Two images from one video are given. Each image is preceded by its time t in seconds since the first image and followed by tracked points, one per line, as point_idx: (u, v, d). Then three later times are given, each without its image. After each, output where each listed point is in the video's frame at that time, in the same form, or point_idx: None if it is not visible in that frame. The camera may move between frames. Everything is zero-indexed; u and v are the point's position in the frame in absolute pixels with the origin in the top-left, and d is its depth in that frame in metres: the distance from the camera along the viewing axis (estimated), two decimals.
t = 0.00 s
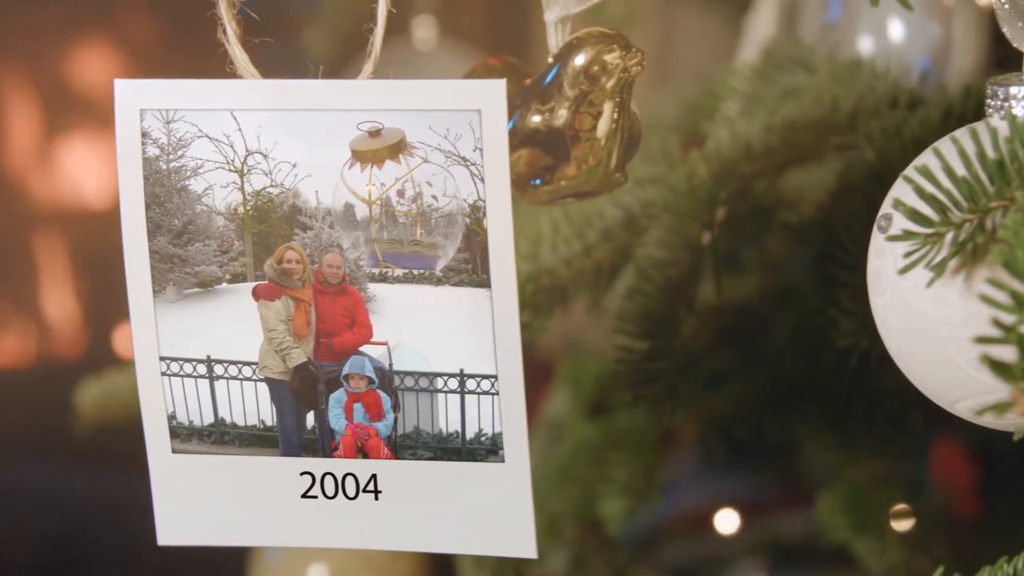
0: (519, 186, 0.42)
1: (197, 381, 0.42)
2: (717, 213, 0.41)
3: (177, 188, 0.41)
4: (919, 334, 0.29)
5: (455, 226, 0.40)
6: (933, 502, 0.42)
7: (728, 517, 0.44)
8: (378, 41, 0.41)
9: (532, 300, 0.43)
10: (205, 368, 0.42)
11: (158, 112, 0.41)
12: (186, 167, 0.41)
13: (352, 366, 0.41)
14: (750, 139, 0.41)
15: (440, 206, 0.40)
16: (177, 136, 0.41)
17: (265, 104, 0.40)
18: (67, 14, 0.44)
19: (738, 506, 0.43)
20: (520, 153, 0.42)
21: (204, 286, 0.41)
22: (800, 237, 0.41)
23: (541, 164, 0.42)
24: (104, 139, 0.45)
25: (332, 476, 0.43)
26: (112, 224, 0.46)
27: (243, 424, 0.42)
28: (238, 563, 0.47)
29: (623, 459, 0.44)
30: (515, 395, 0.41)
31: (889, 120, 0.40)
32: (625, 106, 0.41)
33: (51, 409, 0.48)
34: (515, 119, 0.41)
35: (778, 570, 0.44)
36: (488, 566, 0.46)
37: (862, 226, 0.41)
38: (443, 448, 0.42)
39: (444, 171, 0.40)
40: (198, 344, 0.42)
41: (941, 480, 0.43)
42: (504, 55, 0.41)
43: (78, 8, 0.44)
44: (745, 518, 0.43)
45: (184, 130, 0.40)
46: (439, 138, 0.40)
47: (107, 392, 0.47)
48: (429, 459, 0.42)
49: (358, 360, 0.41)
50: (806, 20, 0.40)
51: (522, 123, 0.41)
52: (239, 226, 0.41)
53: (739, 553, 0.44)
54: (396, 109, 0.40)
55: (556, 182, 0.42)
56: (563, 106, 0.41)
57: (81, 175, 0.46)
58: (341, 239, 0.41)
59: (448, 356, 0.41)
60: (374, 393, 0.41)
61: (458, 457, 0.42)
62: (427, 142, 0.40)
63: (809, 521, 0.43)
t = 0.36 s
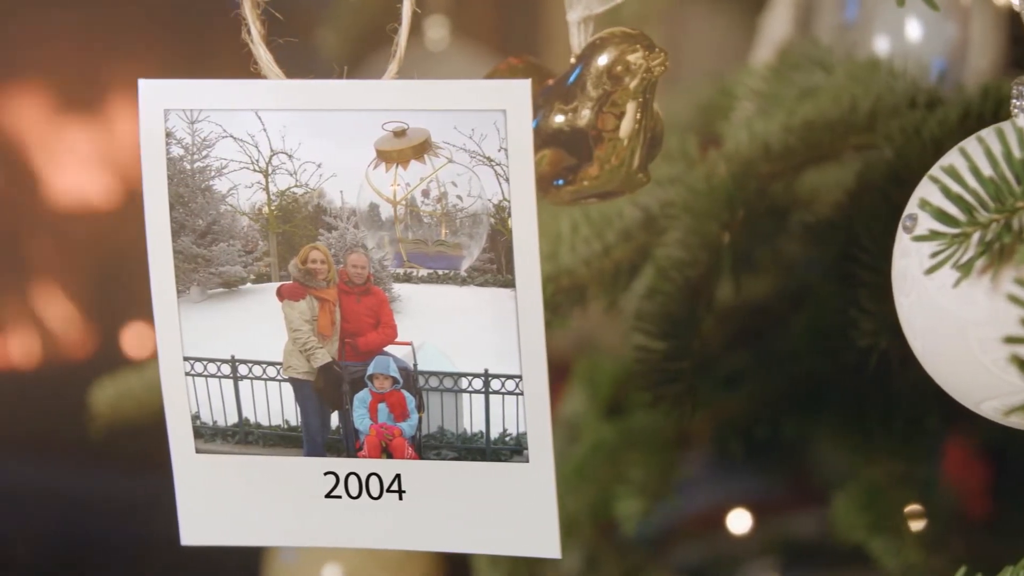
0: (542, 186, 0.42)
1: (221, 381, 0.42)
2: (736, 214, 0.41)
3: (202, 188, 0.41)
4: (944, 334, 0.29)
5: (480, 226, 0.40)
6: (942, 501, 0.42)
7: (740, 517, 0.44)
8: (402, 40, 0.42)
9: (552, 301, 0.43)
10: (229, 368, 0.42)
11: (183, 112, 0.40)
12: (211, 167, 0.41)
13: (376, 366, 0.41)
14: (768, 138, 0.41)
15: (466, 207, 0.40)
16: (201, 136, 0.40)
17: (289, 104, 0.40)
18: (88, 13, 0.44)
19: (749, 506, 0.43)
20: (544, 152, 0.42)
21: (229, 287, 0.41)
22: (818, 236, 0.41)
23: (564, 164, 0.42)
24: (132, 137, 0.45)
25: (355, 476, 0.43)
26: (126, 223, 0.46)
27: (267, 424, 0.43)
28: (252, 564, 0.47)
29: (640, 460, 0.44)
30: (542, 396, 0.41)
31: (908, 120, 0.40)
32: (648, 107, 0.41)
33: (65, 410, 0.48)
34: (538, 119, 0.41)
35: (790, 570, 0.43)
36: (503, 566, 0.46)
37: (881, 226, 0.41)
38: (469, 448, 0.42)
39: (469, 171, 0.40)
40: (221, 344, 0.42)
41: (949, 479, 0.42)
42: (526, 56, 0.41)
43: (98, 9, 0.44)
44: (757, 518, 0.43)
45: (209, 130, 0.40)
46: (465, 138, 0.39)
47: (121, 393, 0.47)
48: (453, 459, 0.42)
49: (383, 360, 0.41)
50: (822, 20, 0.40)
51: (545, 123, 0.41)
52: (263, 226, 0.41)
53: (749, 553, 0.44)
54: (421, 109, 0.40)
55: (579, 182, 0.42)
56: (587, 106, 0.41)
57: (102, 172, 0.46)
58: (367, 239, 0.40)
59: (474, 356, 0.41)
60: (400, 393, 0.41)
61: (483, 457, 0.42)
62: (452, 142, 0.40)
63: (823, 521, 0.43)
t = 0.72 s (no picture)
0: (566, 185, 0.42)
1: (245, 380, 0.42)
2: (756, 214, 0.41)
3: (224, 189, 0.40)
4: (971, 334, 0.29)
5: (505, 226, 0.39)
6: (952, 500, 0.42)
7: (752, 517, 0.43)
8: (428, 39, 0.42)
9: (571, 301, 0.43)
10: (253, 368, 0.42)
11: (208, 112, 0.40)
12: (235, 167, 0.40)
13: (400, 367, 0.41)
14: (788, 139, 0.40)
15: (491, 207, 0.39)
16: (225, 136, 0.40)
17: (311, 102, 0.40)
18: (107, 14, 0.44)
19: (760, 506, 0.43)
20: (567, 153, 0.42)
21: (252, 286, 0.41)
22: (838, 236, 0.41)
23: (587, 164, 0.41)
24: (139, 140, 0.45)
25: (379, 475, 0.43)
26: (132, 223, 0.46)
27: (292, 424, 0.42)
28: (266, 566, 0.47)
29: (657, 460, 0.44)
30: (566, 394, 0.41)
31: (927, 120, 0.40)
32: (671, 106, 0.41)
33: (79, 409, 0.48)
34: (561, 118, 0.41)
35: (801, 570, 0.44)
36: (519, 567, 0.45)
37: (901, 225, 0.41)
38: (493, 448, 0.41)
39: (494, 171, 0.39)
40: (246, 344, 0.42)
41: (959, 480, 0.42)
42: (547, 55, 0.41)
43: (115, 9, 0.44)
44: (769, 518, 0.43)
45: (233, 129, 0.40)
46: (491, 137, 0.39)
47: (136, 392, 0.47)
48: (478, 459, 0.42)
49: (407, 361, 0.41)
50: (839, 20, 0.40)
51: (568, 123, 0.41)
52: (288, 227, 0.41)
53: (763, 553, 0.44)
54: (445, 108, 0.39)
55: (603, 182, 0.42)
56: (611, 106, 0.41)
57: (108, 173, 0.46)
58: (393, 239, 0.40)
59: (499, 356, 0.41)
60: (424, 394, 0.41)
61: (507, 457, 0.41)
62: (477, 142, 0.39)
63: (841, 522, 0.43)
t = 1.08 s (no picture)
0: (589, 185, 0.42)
1: (268, 380, 0.42)
2: (775, 215, 0.41)
3: (249, 189, 0.40)
4: (996, 333, 0.29)
5: (530, 226, 0.39)
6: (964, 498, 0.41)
7: (765, 517, 0.43)
8: (453, 39, 0.42)
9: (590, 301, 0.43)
10: (277, 368, 0.41)
11: (232, 112, 0.40)
12: (259, 167, 0.40)
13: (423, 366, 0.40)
14: (807, 138, 0.40)
15: (516, 207, 0.39)
16: (250, 136, 0.40)
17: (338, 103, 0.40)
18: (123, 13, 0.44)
19: (773, 506, 0.43)
20: (589, 153, 0.42)
21: (276, 287, 0.41)
22: (856, 235, 0.41)
23: (609, 164, 0.42)
24: (143, 137, 0.45)
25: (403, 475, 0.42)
26: (138, 223, 0.46)
27: (316, 424, 0.42)
28: (281, 567, 0.47)
29: (672, 460, 0.43)
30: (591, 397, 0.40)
31: (946, 120, 0.40)
32: (693, 106, 0.41)
33: (94, 409, 0.47)
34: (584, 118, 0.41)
35: (814, 570, 0.43)
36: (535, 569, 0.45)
37: (921, 225, 0.41)
38: (517, 448, 0.41)
39: (519, 171, 0.39)
40: (267, 345, 0.41)
41: (970, 479, 0.42)
42: (569, 56, 0.41)
43: (132, 9, 0.44)
44: (782, 517, 0.43)
45: (258, 130, 0.40)
46: (515, 137, 0.39)
47: (150, 392, 0.47)
48: (502, 459, 0.41)
49: (431, 360, 0.40)
50: (856, 19, 0.40)
51: (591, 123, 0.41)
52: (312, 227, 0.40)
53: (776, 553, 0.43)
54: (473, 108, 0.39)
55: (626, 182, 0.42)
56: (633, 106, 0.41)
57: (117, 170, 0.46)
58: (417, 239, 0.40)
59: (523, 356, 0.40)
60: (449, 394, 0.40)
61: (532, 458, 0.41)
62: (503, 143, 0.39)
63: (855, 521, 0.42)
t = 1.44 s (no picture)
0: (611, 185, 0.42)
1: (293, 380, 0.42)
2: (794, 215, 0.41)
3: (273, 189, 0.40)
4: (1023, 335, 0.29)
5: (555, 226, 0.39)
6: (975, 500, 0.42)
7: (777, 518, 0.43)
8: (478, 41, 0.42)
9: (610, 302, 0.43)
10: (301, 368, 0.41)
11: (256, 112, 0.40)
12: (284, 167, 0.40)
13: (448, 366, 0.40)
14: (827, 138, 0.40)
15: (542, 207, 0.39)
16: (274, 136, 0.40)
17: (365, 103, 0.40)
18: (134, 11, 0.44)
19: (785, 507, 0.43)
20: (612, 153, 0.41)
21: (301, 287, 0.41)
22: (873, 236, 0.41)
23: (631, 164, 0.41)
24: (152, 136, 0.45)
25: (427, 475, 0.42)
26: (146, 224, 0.46)
27: (340, 424, 0.42)
28: (296, 567, 0.47)
29: (688, 460, 0.43)
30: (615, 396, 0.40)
31: (966, 120, 0.40)
32: (717, 106, 0.41)
33: (107, 409, 0.47)
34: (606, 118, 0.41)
35: (826, 570, 0.43)
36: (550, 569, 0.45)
37: (941, 225, 0.41)
38: (541, 448, 0.41)
39: (544, 171, 0.39)
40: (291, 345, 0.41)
41: (980, 482, 0.42)
42: (590, 56, 0.41)
43: (143, 7, 0.44)
44: (793, 518, 0.43)
45: (283, 129, 0.40)
46: (541, 137, 0.39)
47: (164, 392, 0.47)
48: (525, 459, 0.41)
49: (455, 360, 0.40)
50: (872, 18, 0.40)
51: (615, 122, 0.41)
52: (337, 227, 0.40)
53: (788, 553, 0.44)
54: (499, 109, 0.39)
55: (648, 182, 0.42)
56: (657, 106, 0.41)
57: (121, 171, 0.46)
58: (442, 238, 0.40)
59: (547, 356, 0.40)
60: (473, 394, 0.40)
61: (556, 457, 0.41)
62: (528, 142, 0.39)
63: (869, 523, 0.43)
